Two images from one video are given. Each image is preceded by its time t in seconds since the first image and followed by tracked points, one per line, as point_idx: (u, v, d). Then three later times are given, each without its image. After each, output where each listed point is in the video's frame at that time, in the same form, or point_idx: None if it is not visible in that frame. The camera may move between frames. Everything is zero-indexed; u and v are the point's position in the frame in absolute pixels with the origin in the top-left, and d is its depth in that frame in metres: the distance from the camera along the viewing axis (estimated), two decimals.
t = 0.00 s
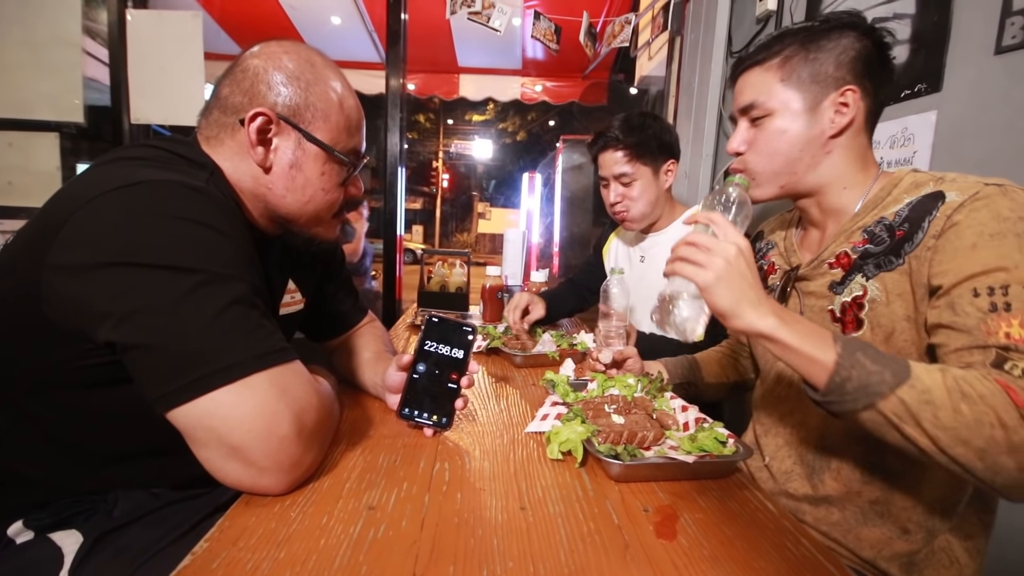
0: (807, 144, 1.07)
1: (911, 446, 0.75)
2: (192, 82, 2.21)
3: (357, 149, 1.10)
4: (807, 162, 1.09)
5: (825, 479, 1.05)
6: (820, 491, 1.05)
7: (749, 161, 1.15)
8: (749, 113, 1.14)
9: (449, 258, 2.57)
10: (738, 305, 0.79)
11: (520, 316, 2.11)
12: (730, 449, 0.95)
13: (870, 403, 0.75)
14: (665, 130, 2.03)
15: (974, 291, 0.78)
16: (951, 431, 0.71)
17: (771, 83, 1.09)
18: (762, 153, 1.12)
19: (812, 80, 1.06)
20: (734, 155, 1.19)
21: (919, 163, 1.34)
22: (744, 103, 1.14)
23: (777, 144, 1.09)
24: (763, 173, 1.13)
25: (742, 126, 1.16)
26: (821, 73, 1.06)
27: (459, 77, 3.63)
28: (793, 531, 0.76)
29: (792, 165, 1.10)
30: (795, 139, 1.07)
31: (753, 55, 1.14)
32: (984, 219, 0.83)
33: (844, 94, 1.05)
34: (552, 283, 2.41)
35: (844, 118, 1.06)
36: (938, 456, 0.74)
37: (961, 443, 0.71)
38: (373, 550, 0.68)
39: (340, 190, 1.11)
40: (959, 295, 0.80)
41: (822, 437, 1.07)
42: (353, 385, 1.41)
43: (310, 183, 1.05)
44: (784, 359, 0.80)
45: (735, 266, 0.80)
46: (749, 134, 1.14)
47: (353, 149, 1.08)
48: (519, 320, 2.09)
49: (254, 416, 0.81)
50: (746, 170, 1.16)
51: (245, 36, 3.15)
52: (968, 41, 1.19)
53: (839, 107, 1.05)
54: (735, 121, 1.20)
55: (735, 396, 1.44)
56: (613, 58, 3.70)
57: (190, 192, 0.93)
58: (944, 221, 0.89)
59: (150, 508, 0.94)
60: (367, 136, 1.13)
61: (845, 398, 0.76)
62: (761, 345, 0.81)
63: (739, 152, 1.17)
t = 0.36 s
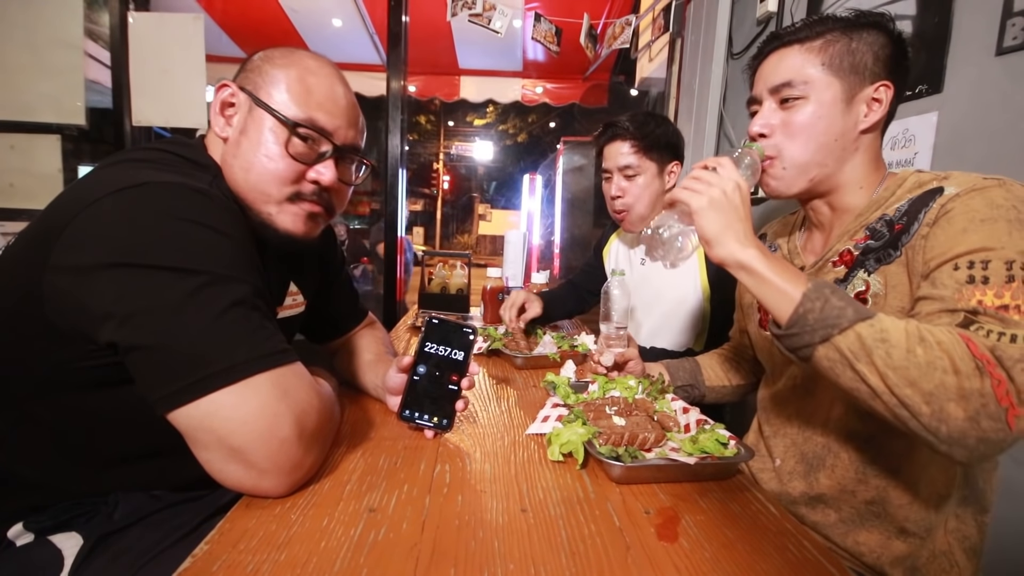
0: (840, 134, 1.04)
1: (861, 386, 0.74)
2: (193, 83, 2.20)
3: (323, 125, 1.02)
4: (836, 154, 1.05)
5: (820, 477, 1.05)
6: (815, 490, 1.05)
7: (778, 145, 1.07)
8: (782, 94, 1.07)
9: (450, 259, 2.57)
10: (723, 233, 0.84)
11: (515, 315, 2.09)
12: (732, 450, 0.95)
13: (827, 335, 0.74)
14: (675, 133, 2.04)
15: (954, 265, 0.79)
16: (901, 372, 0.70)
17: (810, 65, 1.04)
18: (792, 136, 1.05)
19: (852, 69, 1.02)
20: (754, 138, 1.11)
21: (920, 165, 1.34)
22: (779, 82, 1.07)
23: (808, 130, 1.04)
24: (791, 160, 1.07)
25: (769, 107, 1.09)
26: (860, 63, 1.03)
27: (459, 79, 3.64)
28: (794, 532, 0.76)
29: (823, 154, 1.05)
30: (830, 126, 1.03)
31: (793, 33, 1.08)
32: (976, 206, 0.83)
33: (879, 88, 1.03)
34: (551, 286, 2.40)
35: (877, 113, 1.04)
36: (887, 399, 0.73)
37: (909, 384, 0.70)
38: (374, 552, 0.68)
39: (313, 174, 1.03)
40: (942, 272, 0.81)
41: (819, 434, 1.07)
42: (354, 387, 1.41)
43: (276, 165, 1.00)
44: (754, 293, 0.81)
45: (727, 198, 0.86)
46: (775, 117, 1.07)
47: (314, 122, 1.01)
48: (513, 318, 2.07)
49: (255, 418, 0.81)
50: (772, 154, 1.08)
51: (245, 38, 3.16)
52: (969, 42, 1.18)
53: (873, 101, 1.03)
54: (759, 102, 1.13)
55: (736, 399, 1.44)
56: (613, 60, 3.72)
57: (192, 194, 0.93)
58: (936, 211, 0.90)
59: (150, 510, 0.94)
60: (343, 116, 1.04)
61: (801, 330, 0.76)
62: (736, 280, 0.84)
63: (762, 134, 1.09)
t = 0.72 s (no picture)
0: (859, 125, 1.03)
1: (851, 325, 0.71)
2: (194, 83, 2.21)
3: (308, 114, 1.01)
4: (851, 145, 1.04)
5: (822, 467, 1.04)
6: (818, 481, 1.04)
7: (798, 130, 1.05)
8: (806, 80, 1.05)
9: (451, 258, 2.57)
10: (724, 175, 0.86)
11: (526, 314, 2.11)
12: (734, 448, 0.95)
13: (820, 271, 0.73)
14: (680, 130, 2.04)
15: (949, 234, 0.78)
16: (895, 307, 0.68)
17: (836, 54, 1.03)
18: (813, 123, 1.03)
19: (877, 61, 1.02)
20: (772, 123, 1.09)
21: (922, 162, 1.34)
22: (803, 67, 1.05)
23: (829, 119, 1.03)
24: (808, 149, 1.05)
25: (790, 93, 1.07)
26: (883, 57, 1.03)
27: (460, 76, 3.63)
28: (796, 530, 0.76)
29: (840, 145, 1.04)
30: (851, 116, 1.02)
31: (819, 19, 1.06)
32: (973, 186, 0.83)
33: (898, 84, 1.03)
34: (554, 283, 2.40)
35: (893, 109, 1.04)
36: (878, 337, 0.69)
37: (901, 319, 0.67)
38: (377, 550, 0.68)
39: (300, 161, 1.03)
40: (937, 242, 0.80)
41: (819, 424, 1.06)
42: (356, 385, 1.41)
43: (263, 155, 1.00)
44: (746, 235, 0.82)
45: (737, 143, 0.88)
46: (798, 104, 1.06)
47: (299, 110, 1.01)
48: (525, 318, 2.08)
49: (258, 417, 0.81)
50: (790, 139, 1.06)
51: (246, 37, 3.16)
52: (972, 39, 1.18)
53: (891, 96, 1.03)
54: (778, 88, 1.10)
55: (738, 397, 1.44)
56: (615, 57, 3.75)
57: (191, 194, 0.92)
58: (931, 194, 0.90)
59: (154, 508, 0.94)
60: (330, 105, 1.04)
61: (793, 268, 0.75)
62: (729, 221, 0.84)
63: (782, 120, 1.07)
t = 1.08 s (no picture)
0: (869, 122, 1.02)
1: (876, 290, 0.70)
2: (198, 82, 2.21)
3: (332, 118, 1.03)
4: (861, 141, 1.04)
5: (828, 460, 1.03)
6: (824, 475, 1.03)
7: (810, 123, 1.04)
8: (818, 74, 1.04)
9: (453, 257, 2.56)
10: (740, 145, 0.85)
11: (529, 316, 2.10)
12: (735, 450, 0.94)
13: (843, 236, 0.72)
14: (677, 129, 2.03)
15: (960, 218, 0.79)
16: (923, 270, 0.67)
17: (851, 50, 1.02)
18: (824, 116, 1.02)
19: (889, 60, 1.02)
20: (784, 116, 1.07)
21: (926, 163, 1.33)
22: (817, 59, 1.04)
23: (840, 112, 1.02)
24: (818, 143, 1.04)
25: (802, 85, 1.06)
26: (894, 57, 1.03)
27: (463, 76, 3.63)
28: (797, 533, 0.76)
29: (849, 140, 1.03)
30: (862, 111, 1.01)
31: (838, 15, 1.06)
32: (977, 172, 0.83)
33: (908, 85, 1.03)
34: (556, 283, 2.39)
35: (902, 109, 1.04)
36: (905, 301, 0.68)
37: (931, 282, 0.67)
38: (376, 551, 0.68)
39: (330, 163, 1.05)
40: (947, 227, 0.81)
41: (822, 418, 1.05)
42: (356, 385, 1.41)
43: (294, 163, 1.02)
44: (763, 206, 0.80)
45: (755, 117, 0.89)
46: (809, 97, 1.04)
47: (325, 117, 1.02)
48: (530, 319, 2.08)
49: (257, 417, 0.81)
50: (801, 133, 1.05)
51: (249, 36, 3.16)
52: (976, 40, 1.17)
53: (901, 96, 1.03)
54: (790, 80, 1.10)
55: (740, 399, 1.43)
56: (618, 56, 3.74)
57: (191, 193, 0.92)
58: (935, 184, 0.90)
59: (154, 507, 0.94)
60: (346, 106, 1.06)
61: (815, 234, 0.74)
62: (744, 192, 0.83)
63: (793, 112, 1.06)
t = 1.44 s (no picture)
0: (854, 125, 1.03)
1: (883, 321, 0.71)
2: (196, 81, 2.21)
3: (353, 115, 1.10)
4: (849, 144, 1.04)
5: (829, 463, 1.03)
6: (825, 476, 1.03)
7: (792, 134, 1.06)
8: (795, 87, 1.07)
9: (454, 256, 2.56)
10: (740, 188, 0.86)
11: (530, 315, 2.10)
12: (737, 447, 0.94)
13: (844, 269, 0.73)
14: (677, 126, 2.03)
15: (965, 226, 0.79)
16: (924, 298, 0.68)
17: (824, 59, 1.03)
18: (806, 125, 1.04)
19: (869, 62, 1.02)
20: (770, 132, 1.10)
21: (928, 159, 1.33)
22: (793, 75, 1.07)
23: (822, 119, 1.03)
24: (805, 150, 1.05)
25: (784, 101, 1.09)
26: (875, 57, 1.02)
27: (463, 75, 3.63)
28: (800, 530, 0.75)
29: (836, 145, 1.03)
30: (843, 116, 1.02)
31: (809, 29, 1.08)
32: (981, 179, 0.83)
33: (894, 80, 1.01)
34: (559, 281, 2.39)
35: (892, 106, 1.02)
36: (910, 331, 0.69)
37: (933, 310, 0.68)
38: (377, 549, 0.68)
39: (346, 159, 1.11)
40: (952, 235, 0.80)
41: (829, 422, 1.05)
42: (357, 383, 1.41)
43: (331, 162, 1.08)
44: (769, 245, 0.81)
45: (747, 158, 0.89)
46: (790, 111, 1.07)
47: (352, 116, 1.09)
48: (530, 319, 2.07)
49: (257, 416, 0.81)
50: (786, 144, 1.07)
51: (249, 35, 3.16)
52: (977, 35, 1.17)
53: (888, 93, 1.02)
54: (774, 97, 1.12)
55: (743, 398, 1.43)
56: (618, 55, 3.76)
57: (189, 193, 0.92)
58: (940, 188, 0.90)
59: (155, 506, 0.94)
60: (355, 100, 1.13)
61: (817, 270, 0.75)
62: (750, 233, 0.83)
63: (777, 127, 1.09)
